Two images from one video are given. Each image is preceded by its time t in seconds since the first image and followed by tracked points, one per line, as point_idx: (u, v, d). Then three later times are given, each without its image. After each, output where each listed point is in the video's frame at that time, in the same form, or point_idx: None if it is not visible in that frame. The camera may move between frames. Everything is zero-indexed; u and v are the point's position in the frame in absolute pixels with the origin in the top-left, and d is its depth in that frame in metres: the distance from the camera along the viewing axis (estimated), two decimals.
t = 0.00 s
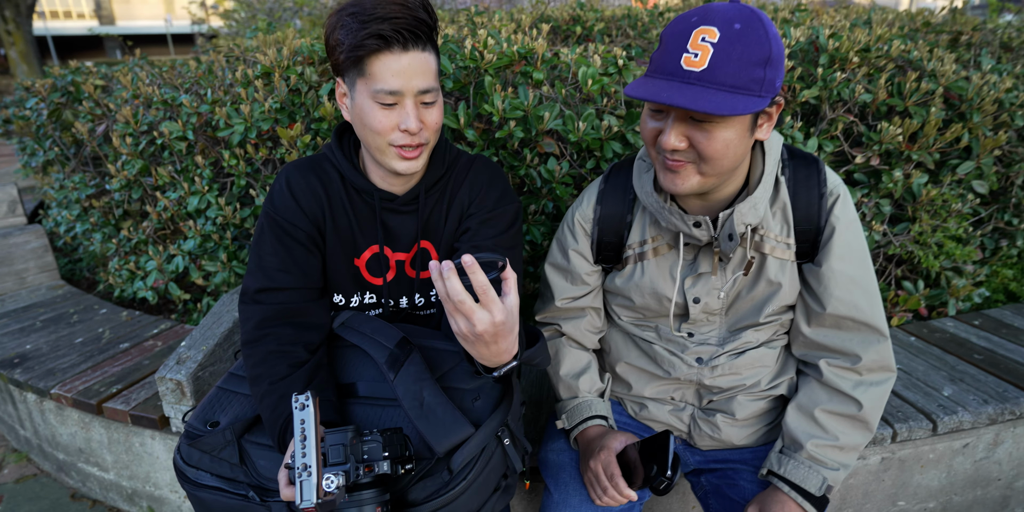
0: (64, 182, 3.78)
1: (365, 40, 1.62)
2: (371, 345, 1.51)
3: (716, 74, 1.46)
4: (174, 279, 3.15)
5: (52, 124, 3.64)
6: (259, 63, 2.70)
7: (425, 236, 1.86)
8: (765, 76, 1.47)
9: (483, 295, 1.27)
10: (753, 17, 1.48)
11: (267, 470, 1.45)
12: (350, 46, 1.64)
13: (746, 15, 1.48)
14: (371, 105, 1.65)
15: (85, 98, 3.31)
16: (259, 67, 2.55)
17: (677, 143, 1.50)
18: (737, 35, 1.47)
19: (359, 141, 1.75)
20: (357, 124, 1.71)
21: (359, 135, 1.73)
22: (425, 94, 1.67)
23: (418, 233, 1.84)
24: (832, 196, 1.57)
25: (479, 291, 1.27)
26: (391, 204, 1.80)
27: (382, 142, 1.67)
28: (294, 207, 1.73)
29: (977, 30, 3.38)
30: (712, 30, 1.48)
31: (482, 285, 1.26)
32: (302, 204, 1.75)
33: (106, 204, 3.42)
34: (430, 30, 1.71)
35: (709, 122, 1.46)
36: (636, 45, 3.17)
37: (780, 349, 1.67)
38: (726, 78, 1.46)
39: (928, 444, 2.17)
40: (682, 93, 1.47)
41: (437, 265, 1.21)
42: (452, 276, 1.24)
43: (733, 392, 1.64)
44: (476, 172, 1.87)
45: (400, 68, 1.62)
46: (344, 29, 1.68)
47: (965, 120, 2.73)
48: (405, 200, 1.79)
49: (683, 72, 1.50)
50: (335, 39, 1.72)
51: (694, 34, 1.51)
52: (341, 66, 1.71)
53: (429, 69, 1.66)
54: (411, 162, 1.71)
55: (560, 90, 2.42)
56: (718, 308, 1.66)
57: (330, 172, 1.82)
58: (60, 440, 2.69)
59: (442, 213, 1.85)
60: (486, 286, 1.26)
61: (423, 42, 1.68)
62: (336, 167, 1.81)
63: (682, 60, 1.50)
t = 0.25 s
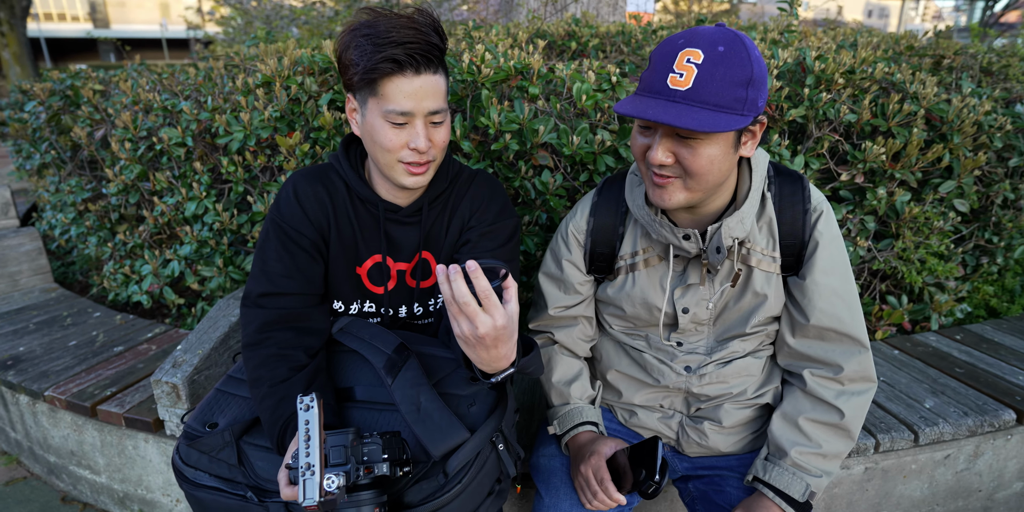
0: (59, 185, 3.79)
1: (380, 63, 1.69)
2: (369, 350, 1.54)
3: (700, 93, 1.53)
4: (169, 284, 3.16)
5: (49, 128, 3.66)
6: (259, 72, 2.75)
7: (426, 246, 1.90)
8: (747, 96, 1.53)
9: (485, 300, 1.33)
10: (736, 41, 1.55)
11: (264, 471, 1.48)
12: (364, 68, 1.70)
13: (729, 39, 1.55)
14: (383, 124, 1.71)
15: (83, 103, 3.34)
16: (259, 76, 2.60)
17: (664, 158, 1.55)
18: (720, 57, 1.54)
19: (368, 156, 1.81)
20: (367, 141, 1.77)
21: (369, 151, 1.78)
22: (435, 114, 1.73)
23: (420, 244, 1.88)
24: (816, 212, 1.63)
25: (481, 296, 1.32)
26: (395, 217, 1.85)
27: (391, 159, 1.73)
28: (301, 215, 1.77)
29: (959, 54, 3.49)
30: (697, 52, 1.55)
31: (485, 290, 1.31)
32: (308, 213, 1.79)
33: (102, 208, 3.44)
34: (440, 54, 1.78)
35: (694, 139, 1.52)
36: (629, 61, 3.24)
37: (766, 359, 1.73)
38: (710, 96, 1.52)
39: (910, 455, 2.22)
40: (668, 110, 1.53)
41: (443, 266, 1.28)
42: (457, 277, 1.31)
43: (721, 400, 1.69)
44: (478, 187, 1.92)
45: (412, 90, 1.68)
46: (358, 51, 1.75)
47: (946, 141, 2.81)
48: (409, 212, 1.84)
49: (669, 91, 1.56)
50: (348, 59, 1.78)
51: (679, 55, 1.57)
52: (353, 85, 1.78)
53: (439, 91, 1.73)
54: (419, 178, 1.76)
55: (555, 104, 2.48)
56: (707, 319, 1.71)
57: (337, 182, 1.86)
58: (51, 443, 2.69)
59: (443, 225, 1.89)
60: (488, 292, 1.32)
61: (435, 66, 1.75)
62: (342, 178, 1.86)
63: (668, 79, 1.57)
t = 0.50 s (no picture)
0: (60, 184, 3.81)
1: (395, 71, 1.73)
2: (373, 346, 1.58)
3: (691, 99, 1.58)
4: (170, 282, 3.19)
5: (52, 127, 3.69)
6: (263, 74, 2.79)
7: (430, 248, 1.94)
8: (736, 102, 1.58)
9: (493, 298, 1.37)
10: (725, 49, 1.61)
11: (269, 463, 1.54)
12: (379, 75, 1.75)
13: (718, 47, 1.60)
14: (395, 129, 1.75)
15: (87, 103, 3.37)
16: (263, 78, 2.64)
17: (658, 162, 1.60)
18: (710, 64, 1.59)
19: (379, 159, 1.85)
20: (378, 144, 1.81)
21: (380, 154, 1.82)
22: (446, 121, 1.78)
23: (425, 245, 1.93)
24: (806, 215, 1.68)
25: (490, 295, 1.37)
26: (402, 218, 1.89)
27: (402, 163, 1.77)
28: (310, 214, 1.81)
29: (949, 65, 3.56)
30: (687, 60, 1.61)
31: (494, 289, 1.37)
32: (317, 211, 1.83)
33: (103, 207, 3.47)
34: (453, 63, 1.83)
35: (686, 143, 1.57)
36: (627, 69, 3.30)
37: (757, 358, 1.77)
38: (700, 102, 1.57)
39: (899, 456, 2.26)
40: (661, 115, 1.58)
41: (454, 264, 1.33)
42: (467, 276, 1.36)
43: (713, 398, 1.74)
44: (483, 191, 1.97)
45: (426, 98, 1.73)
46: (373, 57, 1.79)
47: (936, 150, 2.87)
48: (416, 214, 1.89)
49: (661, 97, 1.61)
50: (362, 65, 1.82)
51: (671, 63, 1.63)
52: (367, 90, 1.82)
53: (451, 99, 1.78)
54: (428, 182, 1.81)
55: (554, 110, 2.53)
56: (700, 319, 1.76)
57: (345, 182, 1.90)
58: (51, 439, 2.70)
59: (448, 227, 1.94)
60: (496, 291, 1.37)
61: (447, 75, 1.80)
62: (351, 179, 1.90)
63: (660, 86, 1.62)
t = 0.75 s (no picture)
0: (61, 167, 3.82)
1: (403, 54, 1.75)
2: (377, 325, 1.62)
3: (689, 84, 1.60)
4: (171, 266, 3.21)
5: (52, 110, 3.69)
6: (265, 59, 2.80)
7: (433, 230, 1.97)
8: (733, 87, 1.62)
9: (498, 277, 1.41)
10: (722, 36, 1.64)
11: (274, 438, 1.57)
12: (387, 58, 1.77)
13: (715, 33, 1.63)
14: (402, 112, 1.78)
15: (88, 86, 3.38)
16: (266, 62, 2.65)
17: (656, 146, 1.63)
18: (708, 50, 1.62)
19: (385, 141, 1.87)
20: (385, 127, 1.84)
21: (387, 137, 1.85)
22: (453, 104, 1.80)
23: (428, 228, 1.96)
24: (800, 200, 1.72)
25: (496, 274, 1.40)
26: (407, 200, 1.92)
27: (409, 145, 1.79)
28: (315, 194, 1.84)
29: (946, 58, 3.59)
30: (685, 46, 1.64)
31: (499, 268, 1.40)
32: (322, 193, 1.86)
33: (104, 190, 3.48)
34: (461, 48, 1.85)
35: (683, 127, 1.60)
36: (627, 57, 3.32)
37: (751, 341, 1.81)
38: (698, 87, 1.60)
39: (888, 440, 2.31)
40: (660, 99, 1.61)
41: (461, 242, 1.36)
42: (472, 254, 1.39)
43: (707, 379, 1.78)
44: (486, 175, 2.00)
45: (433, 81, 1.75)
46: (381, 41, 1.82)
47: (931, 141, 2.90)
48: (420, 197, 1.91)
49: (660, 82, 1.63)
50: (371, 49, 1.85)
51: (669, 50, 1.66)
52: (375, 73, 1.84)
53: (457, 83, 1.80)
54: (433, 165, 1.83)
55: (554, 97, 2.55)
56: (695, 301, 1.80)
57: (351, 165, 1.93)
58: (53, 419, 2.72)
59: (451, 210, 1.97)
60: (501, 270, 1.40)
61: (455, 59, 1.82)
62: (357, 161, 1.93)
63: (659, 71, 1.64)
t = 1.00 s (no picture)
0: (61, 180, 3.84)
1: (403, 71, 1.79)
2: (377, 338, 1.64)
3: (685, 101, 1.64)
4: (170, 279, 3.22)
5: (54, 124, 3.72)
6: (268, 74, 2.84)
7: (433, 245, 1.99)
8: (728, 104, 1.66)
9: (497, 292, 1.43)
10: (716, 55, 1.69)
11: (274, 450, 1.58)
12: (387, 74, 1.81)
13: (709, 53, 1.68)
14: (402, 127, 1.81)
15: (90, 100, 3.41)
16: (269, 78, 2.69)
17: (654, 162, 1.67)
18: (702, 68, 1.67)
19: (385, 156, 1.90)
20: (385, 142, 1.87)
21: (387, 152, 1.88)
22: (451, 120, 1.83)
23: (428, 243, 1.98)
24: (793, 216, 1.75)
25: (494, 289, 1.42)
26: (407, 215, 1.94)
27: (408, 159, 1.82)
28: (317, 209, 1.86)
29: (936, 76, 3.66)
30: (680, 64, 1.68)
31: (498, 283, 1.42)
32: (324, 207, 1.88)
33: (104, 203, 3.50)
34: (459, 65, 1.89)
35: (680, 144, 1.64)
36: (623, 74, 3.38)
37: (746, 354, 1.84)
38: (694, 104, 1.64)
39: (884, 454, 2.32)
40: (657, 116, 1.64)
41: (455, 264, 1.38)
42: (469, 275, 1.40)
43: (704, 392, 1.80)
44: (485, 190, 2.03)
45: (432, 97, 1.79)
46: (382, 58, 1.85)
47: (922, 157, 2.95)
48: (420, 212, 1.94)
49: (657, 99, 1.67)
50: (371, 65, 1.88)
51: (664, 68, 1.70)
52: (376, 89, 1.87)
53: (456, 99, 1.83)
54: (433, 179, 1.86)
55: (552, 113, 2.60)
56: (691, 315, 1.82)
57: (352, 179, 1.95)
58: (49, 432, 2.71)
59: (451, 225, 1.99)
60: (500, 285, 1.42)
61: (453, 76, 1.86)
62: (358, 176, 1.95)
63: (655, 89, 1.68)
